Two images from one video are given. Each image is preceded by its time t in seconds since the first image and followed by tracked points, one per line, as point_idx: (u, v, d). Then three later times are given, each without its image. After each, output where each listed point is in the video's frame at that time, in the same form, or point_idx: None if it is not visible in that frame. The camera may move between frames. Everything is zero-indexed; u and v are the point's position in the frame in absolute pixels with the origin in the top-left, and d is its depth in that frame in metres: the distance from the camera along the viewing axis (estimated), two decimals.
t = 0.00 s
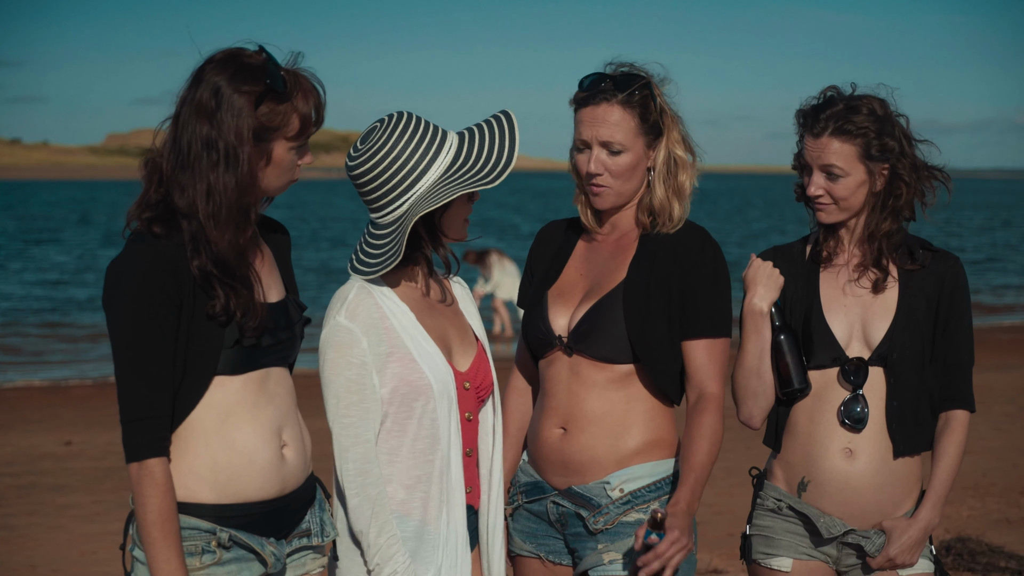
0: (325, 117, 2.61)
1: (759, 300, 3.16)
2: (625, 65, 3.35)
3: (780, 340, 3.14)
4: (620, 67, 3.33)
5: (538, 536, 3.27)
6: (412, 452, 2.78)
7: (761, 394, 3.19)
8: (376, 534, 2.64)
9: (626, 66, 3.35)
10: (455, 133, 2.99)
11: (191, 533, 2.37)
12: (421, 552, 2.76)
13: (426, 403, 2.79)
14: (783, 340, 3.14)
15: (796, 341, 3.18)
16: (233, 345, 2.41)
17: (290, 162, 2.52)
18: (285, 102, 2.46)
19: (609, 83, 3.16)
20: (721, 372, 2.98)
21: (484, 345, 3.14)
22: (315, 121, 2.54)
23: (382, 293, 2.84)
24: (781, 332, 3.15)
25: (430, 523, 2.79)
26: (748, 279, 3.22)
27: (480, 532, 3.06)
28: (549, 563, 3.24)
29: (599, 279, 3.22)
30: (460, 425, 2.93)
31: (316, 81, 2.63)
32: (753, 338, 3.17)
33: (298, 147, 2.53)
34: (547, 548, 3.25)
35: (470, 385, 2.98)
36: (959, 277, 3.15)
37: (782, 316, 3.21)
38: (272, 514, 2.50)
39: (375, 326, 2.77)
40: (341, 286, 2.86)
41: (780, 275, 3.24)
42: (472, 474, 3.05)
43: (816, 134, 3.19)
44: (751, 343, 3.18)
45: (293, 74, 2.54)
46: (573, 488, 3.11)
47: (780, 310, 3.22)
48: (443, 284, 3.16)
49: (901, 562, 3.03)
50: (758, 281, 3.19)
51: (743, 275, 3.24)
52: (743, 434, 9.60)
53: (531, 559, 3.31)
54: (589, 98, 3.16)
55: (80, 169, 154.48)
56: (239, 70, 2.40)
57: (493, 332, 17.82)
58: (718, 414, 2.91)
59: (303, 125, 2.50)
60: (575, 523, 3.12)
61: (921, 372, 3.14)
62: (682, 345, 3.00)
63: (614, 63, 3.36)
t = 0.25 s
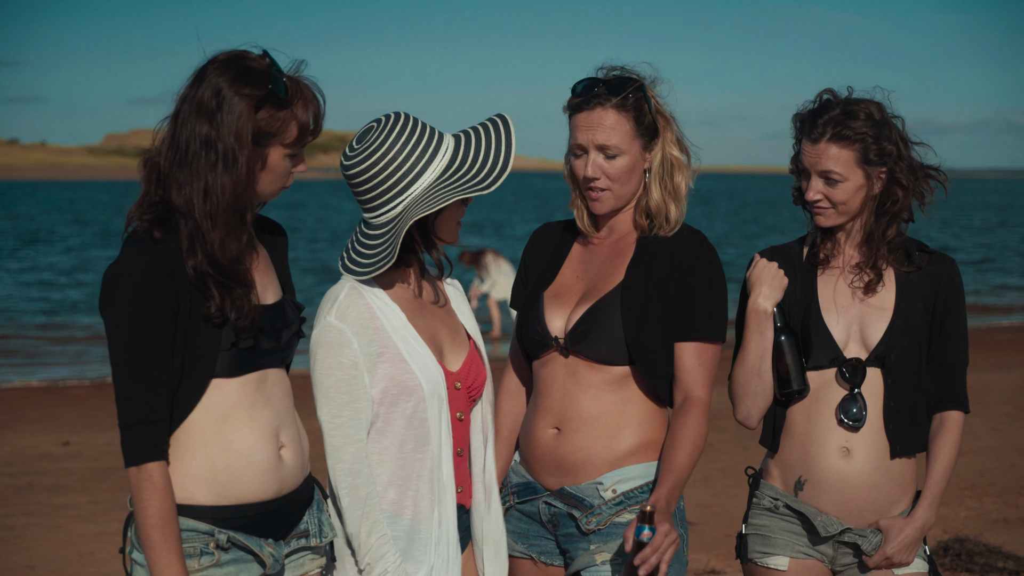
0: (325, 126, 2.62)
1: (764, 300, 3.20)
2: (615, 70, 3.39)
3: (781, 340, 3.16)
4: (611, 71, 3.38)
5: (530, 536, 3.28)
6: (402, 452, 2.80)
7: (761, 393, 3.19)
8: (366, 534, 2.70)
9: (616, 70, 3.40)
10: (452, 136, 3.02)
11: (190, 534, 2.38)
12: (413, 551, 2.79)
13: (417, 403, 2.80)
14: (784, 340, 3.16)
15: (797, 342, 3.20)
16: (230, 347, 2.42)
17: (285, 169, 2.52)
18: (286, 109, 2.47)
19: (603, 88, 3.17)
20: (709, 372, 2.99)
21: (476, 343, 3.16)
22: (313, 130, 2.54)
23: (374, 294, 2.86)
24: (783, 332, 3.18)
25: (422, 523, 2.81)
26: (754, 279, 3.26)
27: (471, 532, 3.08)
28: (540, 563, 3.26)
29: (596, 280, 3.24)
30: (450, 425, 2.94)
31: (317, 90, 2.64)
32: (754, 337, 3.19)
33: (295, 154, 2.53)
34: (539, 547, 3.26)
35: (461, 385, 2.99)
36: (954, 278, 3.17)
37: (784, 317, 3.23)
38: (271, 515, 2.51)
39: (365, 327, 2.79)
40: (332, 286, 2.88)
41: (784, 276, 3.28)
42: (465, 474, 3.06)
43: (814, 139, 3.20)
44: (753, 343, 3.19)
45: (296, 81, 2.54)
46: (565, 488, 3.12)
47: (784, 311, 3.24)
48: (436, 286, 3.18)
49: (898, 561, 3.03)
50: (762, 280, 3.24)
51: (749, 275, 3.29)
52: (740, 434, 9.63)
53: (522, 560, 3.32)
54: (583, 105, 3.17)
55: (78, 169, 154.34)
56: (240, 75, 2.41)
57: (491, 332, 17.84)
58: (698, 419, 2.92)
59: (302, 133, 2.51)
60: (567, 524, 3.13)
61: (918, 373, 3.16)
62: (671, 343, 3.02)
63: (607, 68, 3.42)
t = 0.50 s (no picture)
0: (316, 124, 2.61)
1: (759, 297, 3.20)
2: (620, 70, 3.40)
3: (775, 338, 3.15)
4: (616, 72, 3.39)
5: (520, 534, 3.28)
6: (394, 451, 2.80)
7: (755, 391, 3.19)
8: (359, 532, 2.70)
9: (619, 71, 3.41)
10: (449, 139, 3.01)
11: (183, 533, 2.38)
12: (406, 550, 2.77)
13: (409, 402, 2.80)
14: (778, 339, 3.15)
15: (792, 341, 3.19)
16: (223, 347, 2.42)
17: (276, 168, 2.52)
18: (277, 107, 2.47)
19: (594, 91, 3.19)
20: (698, 380, 2.97)
21: (469, 342, 3.16)
22: (305, 130, 2.53)
23: (366, 293, 2.86)
24: (777, 331, 3.17)
25: (415, 522, 2.81)
26: (749, 278, 3.27)
27: (464, 532, 3.08)
28: (530, 562, 3.26)
29: (595, 281, 3.24)
30: (443, 424, 2.94)
31: (310, 89, 2.64)
32: (749, 334, 3.19)
33: (286, 153, 2.53)
34: (528, 546, 3.26)
35: (453, 384, 3.00)
36: (945, 279, 3.18)
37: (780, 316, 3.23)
38: (265, 514, 2.51)
39: (357, 326, 2.79)
40: (325, 285, 2.88)
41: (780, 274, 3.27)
42: (457, 473, 3.06)
43: (808, 139, 3.19)
44: (748, 340, 3.20)
45: (287, 79, 2.54)
46: (554, 487, 3.12)
47: (779, 310, 3.25)
48: (431, 286, 3.17)
49: (891, 559, 3.06)
50: (758, 279, 3.24)
51: (745, 273, 3.29)
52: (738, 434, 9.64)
53: (513, 559, 3.32)
54: (575, 107, 3.18)
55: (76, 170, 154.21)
56: (231, 74, 2.41)
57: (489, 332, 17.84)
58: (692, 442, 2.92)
59: (293, 131, 2.50)
60: (555, 522, 3.12)
61: (911, 373, 3.16)
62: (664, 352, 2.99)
63: (609, 70, 3.43)
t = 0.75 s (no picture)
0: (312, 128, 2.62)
1: (751, 298, 3.20)
2: (620, 71, 3.39)
3: (767, 340, 3.15)
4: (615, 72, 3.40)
5: (512, 534, 3.29)
6: (389, 450, 2.80)
7: (747, 391, 3.18)
8: (354, 531, 2.70)
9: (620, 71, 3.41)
10: (446, 139, 3.01)
11: (177, 532, 2.38)
12: (400, 549, 2.79)
13: (404, 401, 2.80)
14: (770, 340, 3.15)
15: (785, 342, 3.18)
16: (215, 346, 2.41)
17: (270, 168, 2.52)
18: (274, 107, 2.48)
19: (587, 93, 3.21)
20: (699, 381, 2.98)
21: (467, 342, 3.15)
22: (300, 131, 2.54)
23: (362, 292, 2.87)
24: (769, 332, 3.16)
25: (410, 521, 2.81)
26: (742, 278, 3.27)
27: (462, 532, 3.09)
28: (523, 561, 3.26)
29: (590, 281, 3.24)
30: (439, 423, 2.94)
31: (306, 92, 2.65)
32: (741, 334, 3.19)
33: (281, 154, 2.53)
34: (520, 546, 3.27)
35: (450, 383, 3.00)
36: (936, 280, 3.18)
37: (773, 317, 3.22)
38: (258, 514, 2.51)
39: (353, 325, 2.79)
40: (321, 284, 2.87)
41: (774, 275, 3.28)
42: (454, 473, 3.07)
43: (796, 133, 3.21)
44: (740, 340, 3.20)
45: (284, 81, 2.55)
46: (545, 487, 3.12)
47: (771, 311, 3.23)
48: (427, 285, 3.18)
49: (885, 559, 3.06)
50: (750, 279, 3.24)
51: (739, 273, 3.30)
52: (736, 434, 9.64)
53: (507, 558, 3.33)
54: (570, 109, 3.21)
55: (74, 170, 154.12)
56: (229, 73, 2.42)
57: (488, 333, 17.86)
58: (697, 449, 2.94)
59: (288, 132, 2.51)
60: (546, 522, 3.13)
61: (903, 372, 3.16)
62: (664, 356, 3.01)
63: (609, 71, 3.43)
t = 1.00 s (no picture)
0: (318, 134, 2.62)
1: (748, 299, 3.20)
2: (618, 71, 3.39)
3: (766, 340, 3.15)
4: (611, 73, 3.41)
5: (511, 535, 3.28)
6: (389, 451, 2.78)
7: (747, 391, 3.17)
8: (354, 532, 2.69)
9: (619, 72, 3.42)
10: (444, 139, 3.00)
11: (170, 531, 2.37)
12: (402, 550, 2.76)
13: (404, 402, 2.79)
14: (768, 340, 3.15)
15: (784, 343, 3.18)
16: (209, 346, 2.40)
17: (273, 169, 2.52)
18: (282, 109, 2.48)
19: (584, 92, 3.21)
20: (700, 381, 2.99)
21: (466, 342, 3.14)
22: (306, 135, 2.55)
23: (361, 293, 2.86)
24: (767, 332, 3.16)
25: (408, 521, 2.79)
26: (740, 279, 3.27)
27: (459, 533, 3.07)
28: (522, 562, 3.25)
29: (588, 282, 3.23)
30: (438, 424, 2.94)
31: (313, 97, 2.66)
32: (739, 336, 3.18)
33: (285, 156, 2.53)
34: (518, 547, 3.26)
35: (449, 383, 2.99)
36: (932, 280, 3.17)
37: (771, 317, 3.23)
38: (251, 513, 2.50)
39: (352, 326, 2.78)
40: (320, 285, 2.86)
41: (772, 277, 3.27)
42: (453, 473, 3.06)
43: (783, 126, 3.26)
44: (737, 342, 3.19)
45: (294, 86, 2.56)
46: (545, 488, 3.11)
47: (769, 310, 3.24)
48: (425, 286, 3.17)
49: (884, 559, 3.05)
50: (749, 279, 3.24)
51: (736, 274, 3.30)
52: (734, 434, 9.65)
53: (506, 559, 3.32)
54: (567, 108, 3.21)
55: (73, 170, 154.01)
56: (240, 71, 2.42)
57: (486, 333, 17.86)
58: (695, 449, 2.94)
59: (294, 135, 2.51)
60: (546, 523, 3.11)
61: (900, 372, 3.15)
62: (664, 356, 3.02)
63: (607, 72, 3.43)
